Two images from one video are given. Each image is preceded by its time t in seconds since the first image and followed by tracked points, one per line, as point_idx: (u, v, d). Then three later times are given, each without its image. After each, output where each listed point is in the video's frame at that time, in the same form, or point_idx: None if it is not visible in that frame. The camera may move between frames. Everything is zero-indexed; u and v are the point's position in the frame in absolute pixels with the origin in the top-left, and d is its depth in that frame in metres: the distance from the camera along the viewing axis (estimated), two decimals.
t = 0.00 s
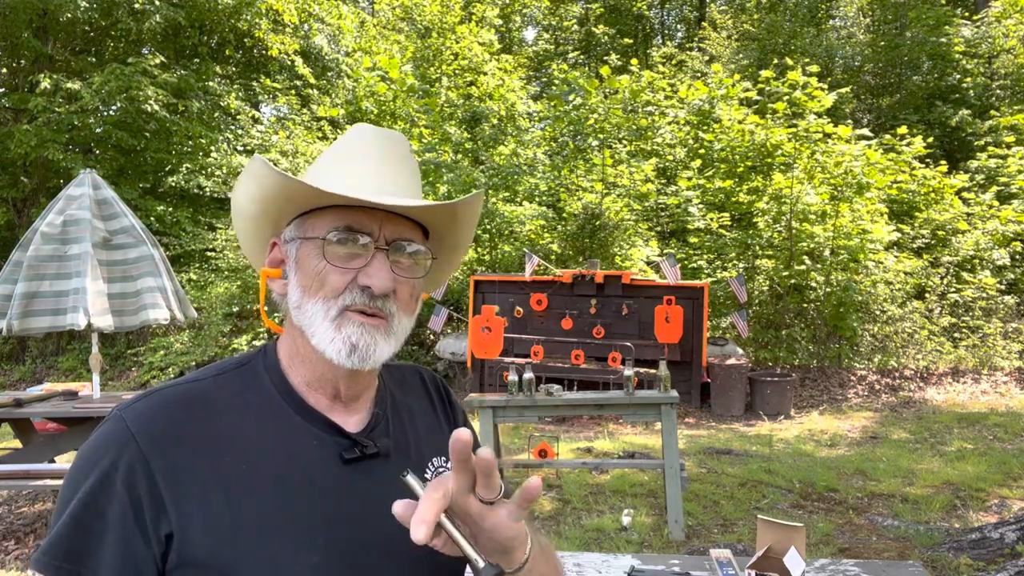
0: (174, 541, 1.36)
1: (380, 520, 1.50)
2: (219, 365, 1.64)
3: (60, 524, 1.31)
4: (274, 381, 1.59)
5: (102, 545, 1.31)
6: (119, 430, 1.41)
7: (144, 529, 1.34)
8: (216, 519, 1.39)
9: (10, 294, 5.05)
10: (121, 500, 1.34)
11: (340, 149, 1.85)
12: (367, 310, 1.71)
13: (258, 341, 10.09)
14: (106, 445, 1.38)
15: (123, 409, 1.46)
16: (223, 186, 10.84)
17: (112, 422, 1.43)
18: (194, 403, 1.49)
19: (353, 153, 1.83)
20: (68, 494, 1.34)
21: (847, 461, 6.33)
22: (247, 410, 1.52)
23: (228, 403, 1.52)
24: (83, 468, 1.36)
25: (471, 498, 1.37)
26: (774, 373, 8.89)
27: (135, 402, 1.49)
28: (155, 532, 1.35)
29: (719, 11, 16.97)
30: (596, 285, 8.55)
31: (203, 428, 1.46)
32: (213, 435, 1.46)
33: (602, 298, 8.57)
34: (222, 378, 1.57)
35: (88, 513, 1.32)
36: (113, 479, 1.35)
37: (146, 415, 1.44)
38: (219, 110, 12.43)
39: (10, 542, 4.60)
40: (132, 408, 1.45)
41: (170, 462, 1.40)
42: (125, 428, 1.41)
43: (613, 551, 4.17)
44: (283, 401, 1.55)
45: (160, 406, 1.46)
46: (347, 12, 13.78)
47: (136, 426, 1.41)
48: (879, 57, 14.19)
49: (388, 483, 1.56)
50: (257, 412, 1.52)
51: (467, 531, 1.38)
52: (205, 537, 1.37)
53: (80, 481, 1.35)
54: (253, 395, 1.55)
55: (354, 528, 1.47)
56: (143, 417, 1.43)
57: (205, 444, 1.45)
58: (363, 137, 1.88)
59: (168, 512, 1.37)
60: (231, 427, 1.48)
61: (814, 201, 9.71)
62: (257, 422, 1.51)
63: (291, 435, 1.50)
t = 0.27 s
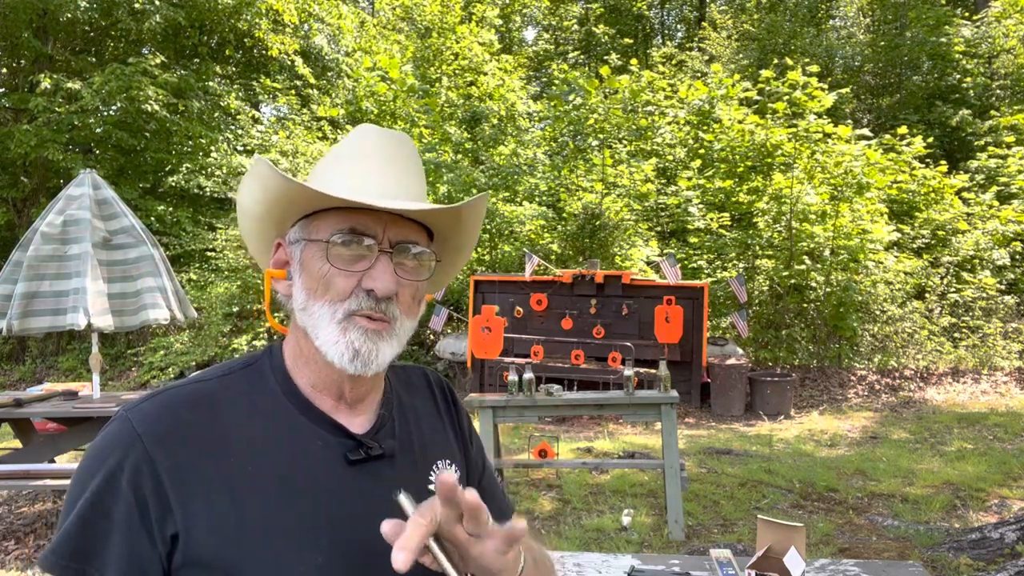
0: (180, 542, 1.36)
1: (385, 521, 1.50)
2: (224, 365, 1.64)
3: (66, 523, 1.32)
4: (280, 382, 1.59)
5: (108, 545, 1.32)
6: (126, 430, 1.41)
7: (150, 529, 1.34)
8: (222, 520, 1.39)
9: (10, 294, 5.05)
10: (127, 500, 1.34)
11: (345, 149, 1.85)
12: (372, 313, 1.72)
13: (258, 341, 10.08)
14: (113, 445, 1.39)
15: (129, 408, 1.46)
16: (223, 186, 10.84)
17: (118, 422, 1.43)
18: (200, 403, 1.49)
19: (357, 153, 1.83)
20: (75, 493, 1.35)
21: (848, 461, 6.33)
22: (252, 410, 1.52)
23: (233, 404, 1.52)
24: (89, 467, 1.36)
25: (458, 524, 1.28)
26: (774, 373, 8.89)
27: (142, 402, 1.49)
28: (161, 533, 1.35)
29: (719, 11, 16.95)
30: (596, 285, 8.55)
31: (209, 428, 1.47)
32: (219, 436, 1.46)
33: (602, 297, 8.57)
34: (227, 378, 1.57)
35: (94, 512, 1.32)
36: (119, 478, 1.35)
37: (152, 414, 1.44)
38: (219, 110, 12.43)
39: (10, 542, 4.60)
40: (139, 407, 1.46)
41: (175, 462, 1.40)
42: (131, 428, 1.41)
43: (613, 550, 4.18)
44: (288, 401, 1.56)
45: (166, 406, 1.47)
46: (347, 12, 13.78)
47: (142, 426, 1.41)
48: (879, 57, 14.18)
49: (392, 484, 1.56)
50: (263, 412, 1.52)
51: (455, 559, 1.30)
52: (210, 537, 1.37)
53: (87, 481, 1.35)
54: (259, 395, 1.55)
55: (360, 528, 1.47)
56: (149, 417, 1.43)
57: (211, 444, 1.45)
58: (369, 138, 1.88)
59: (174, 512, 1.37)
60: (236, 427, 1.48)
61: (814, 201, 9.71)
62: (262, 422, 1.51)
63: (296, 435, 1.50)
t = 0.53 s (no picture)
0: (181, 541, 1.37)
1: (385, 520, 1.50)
2: (225, 364, 1.64)
3: (67, 523, 1.32)
4: (280, 382, 1.59)
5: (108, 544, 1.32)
6: (127, 429, 1.41)
7: (150, 528, 1.34)
8: (222, 519, 1.39)
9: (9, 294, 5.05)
10: (128, 499, 1.34)
11: (344, 150, 1.85)
12: (373, 312, 1.72)
13: (258, 341, 10.08)
14: (114, 445, 1.38)
15: (130, 408, 1.46)
16: (223, 186, 10.84)
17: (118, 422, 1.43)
18: (200, 403, 1.49)
19: (356, 153, 1.83)
20: (76, 493, 1.35)
21: (848, 461, 6.33)
22: (253, 410, 1.52)
23: (234, 403, 1.52)
24: (90, 467, 1.36)
25: (450, 528, 1.31)
26: (774, 373, 8.89)
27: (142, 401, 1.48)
28: (161, 534, 1.35)
29: (719, 10, 16.94)
30: (595, 285, 8.55)
31: (209, 427, 1.47)
32: (219, 436, 1.46)
33: (602, 298, 8.57)
34: (228, 378, 1.57)
35: (94, 511, 1.32)
36: (119, 478, 1.35)
37: (153, 414, 1.44)
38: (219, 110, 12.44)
39: (10, 542, 4.60)
40: (139, 407, 1.45)
41: (176, 462, 1.40)
42: (131, 427, 1.41)
43: (614, 551, 4.18)
44: (289, 401, 1.55)
45: (165, 405, 1.46)
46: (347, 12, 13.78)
47: (142, 425, 1.41)
48: (879, 57, 14.18)
49: (392, 484, 1.56)
50: (264, 411, 1.52)
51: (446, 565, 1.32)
52: (211, 537, 1.37)
53: (88, 481, 1.35)
54: (259, 395, 1.55)
55: (359, 529, 1.47)
56: (149, 417, 1.43)
57: (211, 444, 1.45)
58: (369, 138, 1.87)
59: (174, 512, 1.37)
60: (237, 427, 1.48)
61: (814, 201, 9.71)
62: (263, 422, 1.50)
63: (297, 435, 1.50)
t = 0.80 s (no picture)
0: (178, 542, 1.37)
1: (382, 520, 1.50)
2: (224, 365, 1.64)
3: (65, 523, 1.32)
4: (278, 382, 1.59)
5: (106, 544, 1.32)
6: (125, 430, 1.41)
7: (148, 529, 1.34)
8: (220, 519, 1.39)
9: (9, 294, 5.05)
10: (125, 498, 1.34)
11: (346, 150, 1.85)
12: (371, 312, 1.71)
13: (258, 341, 10.09)
14: (113, 444, 1.39)
15: (127, 409, 1.46)
16: (223, 186, 10.84)
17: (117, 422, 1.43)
18: (198, 403, 1.50)
19: (358, 153, 1.83)
20: (74, 493, 1.35)
21: (848, 461, 6.32)
22: (250, 410, 1.52)
23: (232, 403, 1.52)
24: (88, 468, 1.37)
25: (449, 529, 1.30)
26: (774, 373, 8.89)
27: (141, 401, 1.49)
28: (159, 534, 1.35)
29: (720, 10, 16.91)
30: (595, 285, 8.55)
31: (207, 428, 1.47)
32: (217, 436, 1.46)
33: (602, 298, 8.57)
34: (226, 378, 1.57)
35: (92, 511, 1.33)
36: (117, 478, 1.35)
37: (150, 414, 1.44)
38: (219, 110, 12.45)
39: (10, 542, 4.60)
40: (137, 407, 1.46)
41: (173, 461, 1.41)
42: (129, 427, 1.41)
43: (613, 551, 4.17)
44: (286, 401, 1.55)
45: (163, 405, 1.47)
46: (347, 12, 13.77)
47: (140, 426, 1.41)
48: (879, 57, 14.18)
49: (389, 485, 1.56)
50: (262, 411, 1.52)
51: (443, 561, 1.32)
52: (209, 537, 1.37)
53: (85, 481, 1.35)
54: (257, 395, 1.55)
55: (357, 529, 1.47)
56: (147, 417, 1.43)
57: (208, 444, 1.45)
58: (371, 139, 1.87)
59: (172, 512, 1.37)
60: (235, 426, 1.48)
61: (814, 201, 9.71)
62: (260, 422, 1.50)
63: (294, 434, 1.50)
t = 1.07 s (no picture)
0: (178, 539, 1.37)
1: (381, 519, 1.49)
2: (225, 363, 1.64)
3: (65, 520, 1.33)
4: (278, 380, 1.59)
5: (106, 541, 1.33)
6: (125, 427, 1.42)
7: (147, 526, 1.35)
8: (218, 517, 1.39)
9: (10, 294, 5.05)
10: (125, 496, 1.35)
11: (350, 150, 1.85)
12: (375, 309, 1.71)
13: (258, 341, 10.08)
14: (113, 442, 1.40)
15: (128, 407, 1.47)
16: (222, 186, 10.84)
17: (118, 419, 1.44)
18: (198, 400, 1.50)
19: (362, 154, 1.83)
20: (74, 490, 1.36)
21: (848, 461, 6.32)
22: (249, 408, 1.52)
23: (233, 401, 1.52)
24: (88, 465, 1.38)
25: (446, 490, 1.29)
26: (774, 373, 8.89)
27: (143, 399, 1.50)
28: (158, 532, 1.36)
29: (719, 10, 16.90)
30: (595, 285, 8.55)
31: (206, 425, 1.47)
32: (216, 434, 1.46)
33: (602, 297, 8.58)
34: (227, 376, 1.57)
35: (93, 508, 1.33)
36: (117, 474, 1.36)
37: (151, 412, 1.45)
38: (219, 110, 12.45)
39: (10, 542, 4.60)
40: (138, 405, 1.47)
41: (173, 458, 1.41)
42: (129, 425, 1.42)
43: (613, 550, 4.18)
44: (286, 399, 1.55)
45: (163, 402, 1.47)
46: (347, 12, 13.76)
47: (140, 423, 1.42)
48: (879, 57, 14.18)
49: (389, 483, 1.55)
50: (262, 409, 1.52)
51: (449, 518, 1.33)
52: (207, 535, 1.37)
53: (85, 478, 1.36)
54: (257, 393, 1.55)
55: (356, 528, 1.46)
56: (147, 415, 1.44)
57: (208, 442, 1.45)
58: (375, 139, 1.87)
59: (171, 509, 1.37)
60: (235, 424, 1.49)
61: (814, 201, 9.71)
62: (259, 420, 1.50)
63: (292, 432, 1.50)
